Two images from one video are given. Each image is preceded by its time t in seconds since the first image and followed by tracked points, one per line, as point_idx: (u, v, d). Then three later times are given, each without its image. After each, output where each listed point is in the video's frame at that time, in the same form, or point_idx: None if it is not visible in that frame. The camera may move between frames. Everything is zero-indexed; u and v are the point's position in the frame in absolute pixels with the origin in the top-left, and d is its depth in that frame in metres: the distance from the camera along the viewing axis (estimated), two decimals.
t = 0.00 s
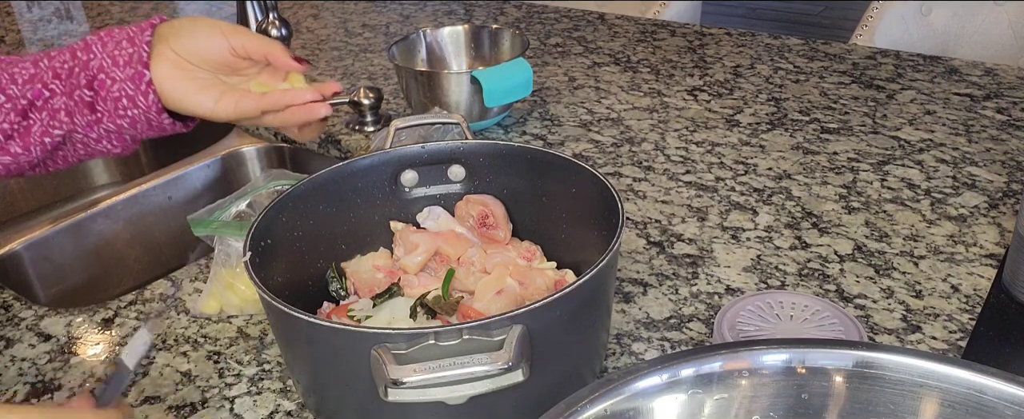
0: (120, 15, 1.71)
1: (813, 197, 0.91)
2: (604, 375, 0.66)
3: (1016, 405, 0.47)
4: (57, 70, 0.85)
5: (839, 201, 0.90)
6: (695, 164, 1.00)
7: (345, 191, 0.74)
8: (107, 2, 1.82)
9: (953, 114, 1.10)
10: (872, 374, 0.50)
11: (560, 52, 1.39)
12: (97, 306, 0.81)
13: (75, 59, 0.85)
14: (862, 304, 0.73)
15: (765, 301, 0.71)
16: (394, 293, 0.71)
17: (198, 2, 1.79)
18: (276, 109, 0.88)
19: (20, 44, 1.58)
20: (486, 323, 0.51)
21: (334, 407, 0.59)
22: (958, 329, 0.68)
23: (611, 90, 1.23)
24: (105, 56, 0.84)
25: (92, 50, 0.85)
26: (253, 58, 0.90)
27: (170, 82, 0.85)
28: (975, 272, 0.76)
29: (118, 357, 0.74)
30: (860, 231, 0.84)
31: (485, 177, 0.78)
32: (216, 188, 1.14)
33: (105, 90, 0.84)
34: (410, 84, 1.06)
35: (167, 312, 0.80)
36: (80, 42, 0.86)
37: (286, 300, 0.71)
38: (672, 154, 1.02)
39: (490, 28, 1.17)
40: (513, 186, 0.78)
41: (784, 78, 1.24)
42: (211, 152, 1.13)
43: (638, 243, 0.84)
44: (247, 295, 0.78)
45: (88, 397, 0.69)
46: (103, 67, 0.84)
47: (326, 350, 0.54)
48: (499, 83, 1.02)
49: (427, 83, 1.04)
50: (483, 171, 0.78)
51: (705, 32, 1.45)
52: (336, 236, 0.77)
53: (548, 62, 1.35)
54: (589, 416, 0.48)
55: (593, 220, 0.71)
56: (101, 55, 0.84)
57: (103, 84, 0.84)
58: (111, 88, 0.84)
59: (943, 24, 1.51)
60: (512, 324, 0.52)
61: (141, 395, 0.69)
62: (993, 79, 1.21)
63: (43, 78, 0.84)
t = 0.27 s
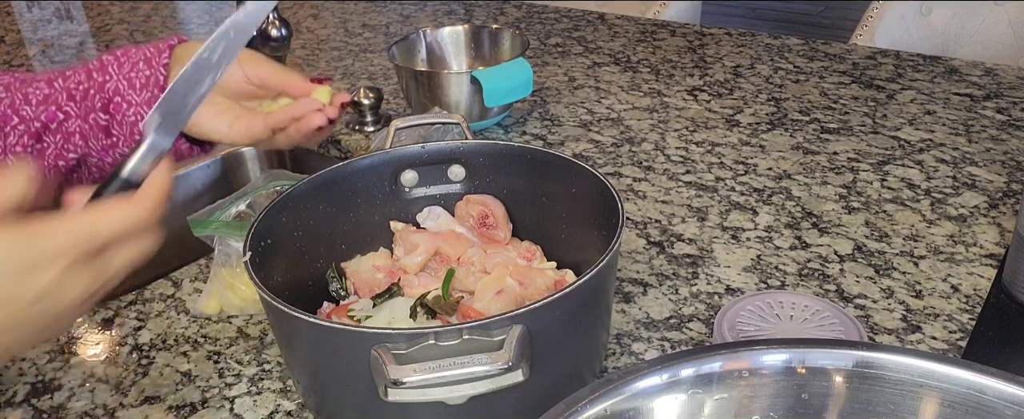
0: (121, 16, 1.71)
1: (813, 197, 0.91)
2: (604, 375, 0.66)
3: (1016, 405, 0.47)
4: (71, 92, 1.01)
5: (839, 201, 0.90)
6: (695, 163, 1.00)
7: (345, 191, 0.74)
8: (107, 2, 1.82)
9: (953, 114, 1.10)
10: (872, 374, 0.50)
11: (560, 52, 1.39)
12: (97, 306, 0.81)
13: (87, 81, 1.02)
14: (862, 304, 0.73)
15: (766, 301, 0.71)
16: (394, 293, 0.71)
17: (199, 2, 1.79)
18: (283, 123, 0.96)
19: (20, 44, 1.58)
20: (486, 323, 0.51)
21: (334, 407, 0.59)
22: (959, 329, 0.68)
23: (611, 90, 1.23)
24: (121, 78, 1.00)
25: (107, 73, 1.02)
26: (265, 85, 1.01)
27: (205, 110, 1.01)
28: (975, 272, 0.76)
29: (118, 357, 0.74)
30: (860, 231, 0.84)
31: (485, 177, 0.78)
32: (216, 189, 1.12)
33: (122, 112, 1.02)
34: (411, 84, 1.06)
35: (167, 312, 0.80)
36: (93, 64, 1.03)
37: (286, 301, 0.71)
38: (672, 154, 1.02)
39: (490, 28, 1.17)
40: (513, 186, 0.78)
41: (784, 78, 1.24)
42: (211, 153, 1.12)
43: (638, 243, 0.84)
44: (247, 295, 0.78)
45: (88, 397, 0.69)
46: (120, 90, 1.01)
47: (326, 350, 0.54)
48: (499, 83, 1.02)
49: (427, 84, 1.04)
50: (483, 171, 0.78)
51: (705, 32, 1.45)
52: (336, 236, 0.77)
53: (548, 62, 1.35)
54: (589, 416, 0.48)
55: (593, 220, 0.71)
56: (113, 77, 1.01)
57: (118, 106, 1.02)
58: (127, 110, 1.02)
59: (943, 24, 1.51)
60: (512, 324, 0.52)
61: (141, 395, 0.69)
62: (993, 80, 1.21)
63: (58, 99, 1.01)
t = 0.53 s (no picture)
0: (120, 15, 1.71)
1: (813, 197, 0.91)
2: (604, 375, 0.66)
3: (1016, 405, 0.47)
4: (67, 89, 0.90)
5: (839, 201, 0.90)
6: (695, 164, 1.00)
7: (345, 191, 0.74)
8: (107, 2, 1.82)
9: (953, 114, 1.10)
10: (872, 374, 0.50)
11: (560, 52, 1.39)
12: (97, 306, 0.81)
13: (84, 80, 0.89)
14: (862, 304, 0.73)
15: (765, 301, 0.71)
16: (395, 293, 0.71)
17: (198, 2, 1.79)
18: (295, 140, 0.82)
19: (20, 44, 1.58)
20: (486, 323, 0.51)
21: (334, 407, 0.59)
22: (958, 329, 0.68)
23: (611, 90, 1.23)
24: (119, 78, 0.87)
25: (106, 72, 0.88)
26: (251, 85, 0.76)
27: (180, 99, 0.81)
28: (976, 272, 0.76)
29: (118, 357, 0.74)
30: (860, 231, 0.84)
31: (485, 178, 0.78)
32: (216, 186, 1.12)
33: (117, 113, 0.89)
34: (410, 84, 1.06)
35: (167, 312, 0.80)
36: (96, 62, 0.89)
37: (286, 301, 0.71)
38: (672, 154, 1.02)
39: (490, 28, 1.18)
40: (513, 186, 0.78)
41: (784, 78, 1.24)
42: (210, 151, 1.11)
43: (638, 243, 0.84)
44: (246, 296, 0.77)
45: (88, 397, 0.69)
46: (116, 89, 0.88)
47: (326, 350, 0.54)
48: (499, 83, 1.02)
49: (427, 84, 1.04)
50: (483, 171, 0.78)
51: (705, 32, 1.45)
52: (336, 236, 0.77)
53: (548, 62, 1.35)
54: (589, 416, 0.48)
55: (593, 219, 0.71)
56: (113, 77, 0.88)
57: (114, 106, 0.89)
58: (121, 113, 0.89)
59: (943, 24, 1.51)
60: (512, 324, 0.52)
61: (141, 395, 0.69)
62: (993, 80, 1.21)
63: (52, 95, 0.90)
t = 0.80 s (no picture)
0: (120, 15, 1.71)
1: (813, 197, 0.91)
2: (604, 375, 0.66)
3: (1016, 405, 0.47)
4: (71, 76, 0.89)
5: (839, 201, 0.90)
6: (695, 164, 1.00)
7: (346, 190, 0.74)
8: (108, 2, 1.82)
9: (953, 114, 1.10)
10: (872, 374, 0.50)
11: (560, 52, 1.39)
12: (97, 306, 0.81)
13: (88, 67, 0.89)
14: (862, 304, 0.73)
15: (765, 301, 0.71)
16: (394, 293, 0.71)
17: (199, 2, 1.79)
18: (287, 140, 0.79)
19: (20, 44, 1.58)
20: (486, 323, 0.51)
21: (335, 407, 0.59)
22: (958, 329, 0.68)
23: (611, 90, 1.23)
24: (123, 67, 0.87)
25: (110, 60, 0.88)
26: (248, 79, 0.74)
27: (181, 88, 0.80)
28: (976, 272, 0.76)
29: (118, 357, 0.74)
30: (860, 231, 0.84)
31: (485, 177, 0.78)
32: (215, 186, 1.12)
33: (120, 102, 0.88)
34: (410, 84, 1.06)
35: (167, 312, 0.80)
36: (100, 50, 0.89)
37: (286, 301, 0.71)
38: (672, 154, 1.02)
39: (490, 28, 1.18)
40: (513, 186, 0.78)
41: (784, 78, 1.24)
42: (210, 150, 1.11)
43: (638, 243, 0.84)
44: (246, 297, 0.77)
45: (88, 397, 0.69)
46: (119, 79, 0.87)
47: (326, 351, 0.54)
48: (499, 83, 1.02)
49: (427, 84, 1.04)
50: (483, 171, 0.78)
51: (705, 32, 1.45)
52: (336, 236, 0.77)
53: (548, 62, 1.35)
54: (589, 416, 0.48)
55: (593, 219, 0.71)
56: (116, 65, 0.88)
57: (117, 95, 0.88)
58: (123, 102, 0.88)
59: (943, 24, 1.51)
60: (512, 324, 0.52)
61: (141, 395, 0.69)
62: (993, 79, 1.21)
63: (57, 81, 0.89)
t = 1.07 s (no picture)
0: (120, 15, 1.71)
1: (813, 197, 0.91)
2: (604, 375, 0.66)
3: (1016, 405, 0.47)
4: (78, 81, 0.89)
5: (839, 201, 0.90)
6: (695, 164, 1.00)
7: (346, 190, 0.74)
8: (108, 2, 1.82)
9: (953, 114, 1.10)
10: (872, 374, 0.50)
11: (560, 52, 1.39)
12: (97, 306, 0.81)
13: (96, 72, 0.89)
14: (862, 304, 0.73)
15: (765, 301, 0.71)
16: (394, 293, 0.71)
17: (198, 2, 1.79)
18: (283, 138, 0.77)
19: (20, 44, 1.58)
20: (486, 323, 0.51)
21: (334, 407, 0.59)
22: (958, 329, 0.68)
23: (611, 90, 1.23)
24: (127, 72, 0.87)
25: (115, 64, 0.88)
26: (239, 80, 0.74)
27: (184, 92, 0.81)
28: (976, 272, 0.76)
29: (118, 357, 0.74)
30: (860, 231, 0.84)
31: (485, 177, 0.78)
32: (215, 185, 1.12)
33: (123, 106, 0.88)
34: (410, 84, 1.06)
35: (167, 312, 0.80)
36: (109, 55, 0.90)
37: (286, 300, 0.71)
38: (672, 154, 1.02)
39: (490, 28, 1.18)
40: (513, 186, 0.78)
41: (784, 78, 1.24)
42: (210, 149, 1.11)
43: (638, 243, 0.84)
44: (246, 296, 0.77)
45: (88, 397, 0.69)
46: (124, 83, 0.87)
47: (326, 351, 0.54)
48: (499, 83, 1.02)
49: (427, 84, 1.04)
50: (483, 171, 0.78)
51: (705, 32, 1.45)
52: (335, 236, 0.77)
53: (548, 62, 1.35)
54: (589, 416, 0.48)
55: (593, 219, 0.71)
56: (121, 69, 0.87)
57: (120, 99, 0.88)
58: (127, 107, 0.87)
59: (943, 24, 1.51)
60: (512, 324, 0.52)
61: (141, 395, 0.69)
62: (993, 79, 1.21)
63: (65, 86, 0.90)
